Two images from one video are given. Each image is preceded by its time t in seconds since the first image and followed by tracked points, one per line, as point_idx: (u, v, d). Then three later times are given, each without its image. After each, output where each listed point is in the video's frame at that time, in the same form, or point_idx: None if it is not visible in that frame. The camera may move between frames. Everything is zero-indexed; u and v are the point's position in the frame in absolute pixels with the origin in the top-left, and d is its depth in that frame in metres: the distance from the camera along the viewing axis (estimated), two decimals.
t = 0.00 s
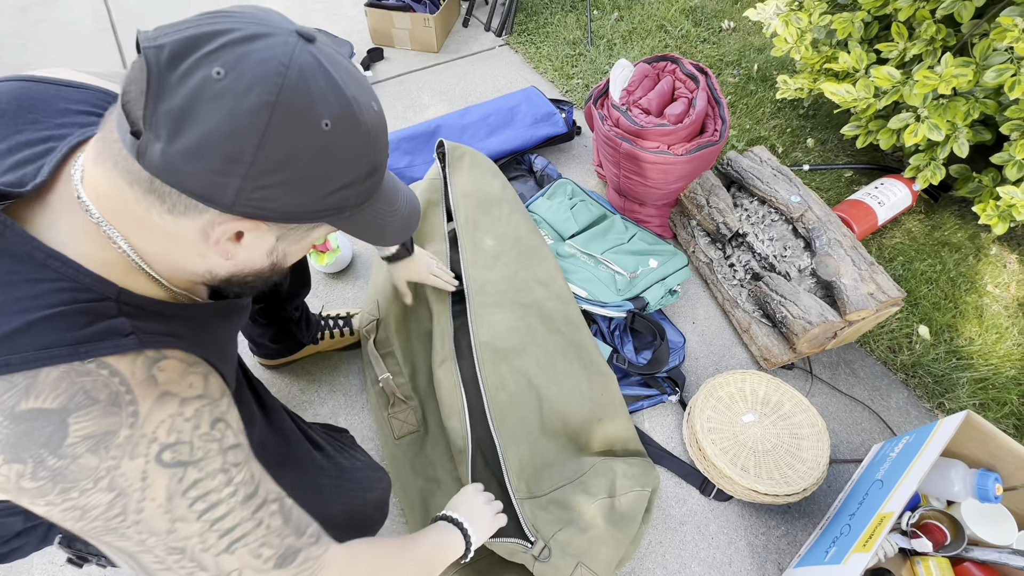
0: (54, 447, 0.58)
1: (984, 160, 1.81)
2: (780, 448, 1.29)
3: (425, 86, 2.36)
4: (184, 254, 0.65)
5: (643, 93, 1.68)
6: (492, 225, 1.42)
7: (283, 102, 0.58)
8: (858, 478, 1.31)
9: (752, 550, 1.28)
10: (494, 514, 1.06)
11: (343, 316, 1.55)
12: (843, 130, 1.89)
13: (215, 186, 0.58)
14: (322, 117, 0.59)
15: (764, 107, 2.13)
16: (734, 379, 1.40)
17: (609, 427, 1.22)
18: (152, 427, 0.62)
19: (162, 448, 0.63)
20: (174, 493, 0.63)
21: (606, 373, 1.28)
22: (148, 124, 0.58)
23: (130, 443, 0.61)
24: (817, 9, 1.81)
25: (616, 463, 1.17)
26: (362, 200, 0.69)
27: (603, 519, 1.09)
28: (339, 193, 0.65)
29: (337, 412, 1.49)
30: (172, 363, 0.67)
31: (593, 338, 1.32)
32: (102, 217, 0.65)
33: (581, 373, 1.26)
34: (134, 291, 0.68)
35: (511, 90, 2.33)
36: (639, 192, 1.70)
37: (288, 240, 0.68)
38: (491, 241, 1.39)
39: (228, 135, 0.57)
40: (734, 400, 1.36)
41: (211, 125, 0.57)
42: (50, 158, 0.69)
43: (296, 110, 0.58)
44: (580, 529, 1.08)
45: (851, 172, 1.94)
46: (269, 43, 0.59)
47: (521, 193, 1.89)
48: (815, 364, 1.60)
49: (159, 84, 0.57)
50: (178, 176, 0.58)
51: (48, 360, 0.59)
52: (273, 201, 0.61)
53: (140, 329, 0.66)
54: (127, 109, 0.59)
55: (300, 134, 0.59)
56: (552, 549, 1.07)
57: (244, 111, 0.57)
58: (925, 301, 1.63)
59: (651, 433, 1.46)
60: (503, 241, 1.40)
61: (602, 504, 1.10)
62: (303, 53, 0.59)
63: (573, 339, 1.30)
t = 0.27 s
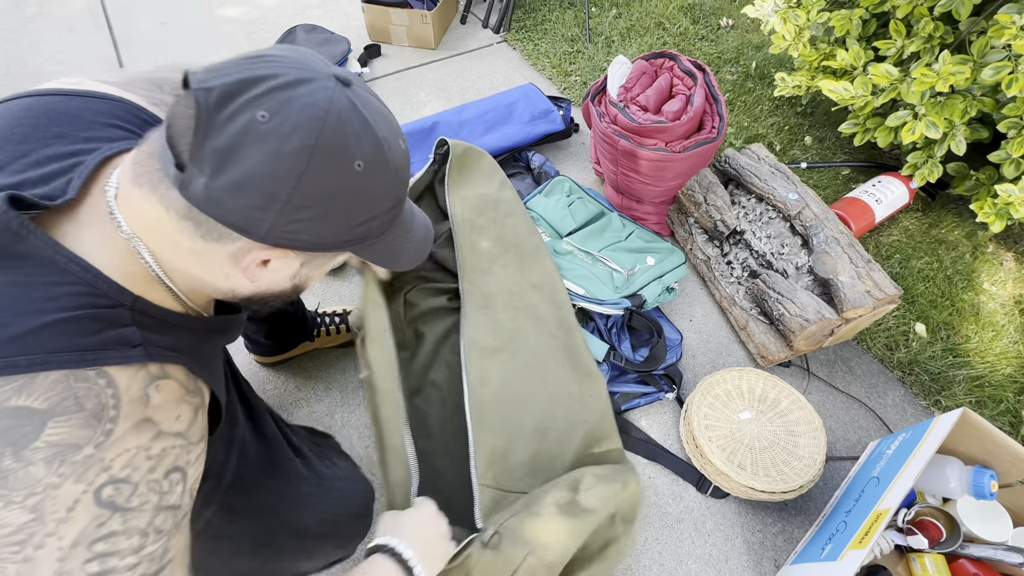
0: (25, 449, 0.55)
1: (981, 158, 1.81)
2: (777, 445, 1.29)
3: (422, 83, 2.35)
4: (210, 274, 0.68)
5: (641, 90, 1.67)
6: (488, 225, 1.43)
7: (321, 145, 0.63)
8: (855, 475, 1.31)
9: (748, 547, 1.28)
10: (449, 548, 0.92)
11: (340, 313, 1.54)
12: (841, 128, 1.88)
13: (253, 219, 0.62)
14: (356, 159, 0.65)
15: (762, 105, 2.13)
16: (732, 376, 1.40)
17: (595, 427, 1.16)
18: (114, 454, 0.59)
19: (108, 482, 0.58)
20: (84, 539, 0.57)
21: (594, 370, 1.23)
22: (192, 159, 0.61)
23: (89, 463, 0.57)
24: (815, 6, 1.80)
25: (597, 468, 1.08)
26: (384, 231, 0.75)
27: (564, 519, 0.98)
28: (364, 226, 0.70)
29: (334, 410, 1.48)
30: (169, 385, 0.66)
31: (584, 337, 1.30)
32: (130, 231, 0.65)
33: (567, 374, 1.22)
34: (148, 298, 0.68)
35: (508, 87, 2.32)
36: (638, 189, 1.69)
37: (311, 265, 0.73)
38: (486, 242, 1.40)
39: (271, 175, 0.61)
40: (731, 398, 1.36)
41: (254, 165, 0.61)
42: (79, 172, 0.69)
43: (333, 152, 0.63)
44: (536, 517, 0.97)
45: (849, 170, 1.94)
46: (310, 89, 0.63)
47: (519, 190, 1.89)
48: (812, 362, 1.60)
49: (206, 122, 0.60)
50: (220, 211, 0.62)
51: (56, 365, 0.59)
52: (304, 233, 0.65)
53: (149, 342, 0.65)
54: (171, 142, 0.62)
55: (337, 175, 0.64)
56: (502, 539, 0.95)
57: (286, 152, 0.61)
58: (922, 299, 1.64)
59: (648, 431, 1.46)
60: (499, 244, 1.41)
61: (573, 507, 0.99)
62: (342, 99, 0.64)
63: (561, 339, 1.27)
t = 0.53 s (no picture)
0: (73, 422, 0.62)
1: (982, 157, 1.81)
2: (777, 442, 1.29)
3: (423, 80, 2.34)
4: (261, 271, 0.74)
5: (642, 88, 1.67)
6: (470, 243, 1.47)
7: (384, 165, 0.69)
8: (854, 473, 1.31)
9: (747, 544, 1.29)
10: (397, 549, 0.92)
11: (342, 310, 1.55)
12: (841, 126, 1.88)
13: (313, 226, 0.68)
14: (410, 180, 0.72)
15: (762, 103, 2.12)
16: (732, 374, 1.40)
17: (564, 454, 1.19)
18: (150, 438, 0.66)
19: (138, 464, 0.65)
20: (98, 516, 0.62)
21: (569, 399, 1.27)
22: (268, 171, 0.66)
23: (130, 443, 0.64)
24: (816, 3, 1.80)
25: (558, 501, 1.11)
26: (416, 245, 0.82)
27: (520, 548, 0.99)
28: (403, 238, 0.76)
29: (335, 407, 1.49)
30: (209, 378, 0.75)
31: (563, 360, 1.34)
32: (187, 226, 0.71)
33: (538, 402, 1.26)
34: (196, 293, 0.75)
35: (509, 84, 2.32)
36: (638, 187, 1.69)
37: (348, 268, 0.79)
38: (467, 261, 1.45)
39: (337, 189, 0.67)
40: (731, 395, 1.37)
41: (324, 180, 0.67)
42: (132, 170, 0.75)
43: (392, 169, 0.70)
44: (495, 548, 0.98)
45: (849, 169, 1.94)
46: (375, 116, 0.70)
47: (519, 188, 1.89)
48: (812, 360, 1.60)
49: (285, 140, 0.66)
50: (285, 216, 0.67)
51: (117, 351, 0.66)
52: (355, 241, 0.71)
53: (196, 334, 0.74)
54: (243, 150, 0.67)
55: (392, 193, 0.71)
56: (452, 564, 0.96)
57: (355, 169, 0.68)
58: (921, 297, 1.64)
59: (648, 428, 1.46)
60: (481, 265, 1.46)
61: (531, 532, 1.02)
62: (401, 127, 0.71)
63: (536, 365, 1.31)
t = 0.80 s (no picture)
0: (96, 402, 0.61)
1: (984, 155, 1.81)
2: (778, 438, 1.30)
3: (425, 74, 2.34)
4: (281, 265, 0.77)
5: (645, 84, 1.67)
6: (468, 238, 1.46)
7: (411, 180, 0.75)
8: (854, 468, 1.32)
9: (748, 538, 1.29)
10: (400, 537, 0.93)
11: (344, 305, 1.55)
12: (844, 123, 1.88)
13: (341, 231, 0.73)
14: (431, 191, 0.78)
15: (765, 100, 2.12)
16: (734, 369, 1.41)
17: (565, 448, 1.19)
18: (170, 419, 0.66)
19: (158, 445, 0.65)
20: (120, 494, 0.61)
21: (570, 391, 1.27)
22: (303, 179, 0.70)
23: (150, 423, 0.64)
24: None
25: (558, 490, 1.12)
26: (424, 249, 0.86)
27: (520, 533, 1.01)
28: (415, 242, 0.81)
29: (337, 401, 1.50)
30: (224, 363, 0.75)
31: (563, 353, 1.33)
32: (212, 223, 0.75)
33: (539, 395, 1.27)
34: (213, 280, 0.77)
35: (511, 79, 2.32)
36: (640, 183, 1.69)
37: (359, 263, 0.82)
38: (466, 258, 1.45)
39: (367, 198, 0.72)
40: (733, 391, 1.37)
41: (356, 189, 0.71)
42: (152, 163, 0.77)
43: (419, 181, 0.75)
44: (493, 533, 0.99)
45: (851, 166, 1.94)
46: (405, 130, 0.75)
47: (522, 183, 1.89)
48: (813, 356, 1.61)
49: (322, 150, 0.70)
50: (314, 219, 0.71)
51: (138, 335, 0.65)
52: (375, 245, 0.76)
53: (214, 321, 0.75)
54: (277, 156, 0.70)
55: (415, 203, 0.76)
56: (451, 547, 0.97)
57: (386, 180, 0.72)
58: (922, 294, 1.64)
59: (650, 423, 1.46)
60: (479, 261, 1.45)
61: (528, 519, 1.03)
62: (426, 142, 0.76)
63: (537, 358, 1.31)
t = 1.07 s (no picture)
0: (65, 399, 0.60)
1: (983, 152, 1.81)
2: (776, 432, 1.30)
3: (425, 67, 2.32)
4: (271, 263, 0.77)
5: (646, 77, 1.66)
6: (467, 231, 1.45)
7: (412, 189, 0.76)
8: (852, 463, 1.32)
9: (745, 532, 1.30)
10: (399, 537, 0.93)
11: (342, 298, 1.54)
12: (845, 119, 1.88)
13: (340, 236, 0.74)
14: (429, 197, 0.80)
15: (766, 95, 2.11)
16: (732, 364, 1.41)
17: (564, 442, 1.20)
18: (143, 417, 0.65)
19: (129, 443, 0.64)
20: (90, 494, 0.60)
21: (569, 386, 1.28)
22: (300, 191, 0.69)
23: (121, 421, 0.63)
24: None
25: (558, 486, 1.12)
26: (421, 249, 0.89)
27: (519, 526, 1.01)
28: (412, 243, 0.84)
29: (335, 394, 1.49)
30: (204, 359, 0.74)
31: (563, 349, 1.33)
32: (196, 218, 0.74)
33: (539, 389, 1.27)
34: (197, 274, 0.77)
35: (511, 73, 2.30)
36: (640, 177, 1.69)
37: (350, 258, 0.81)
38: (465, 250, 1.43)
39: (367, 207, 0.73)
40: (731, 385, 1.37)
41: (357, 201, 0.72)
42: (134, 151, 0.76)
43: (417, 186, 0.77)
44: (494, 529, 0.99)
45: (851, 162, 1.94)
46: (406, 137, 0.75)
47: (521, 177, 1.88)
48: (811, 352, 1.61)
49: (323, 161, 0.69)
50: (306, 224, 0.71)
51: (112, 331, 0.65)
52: (373, 247, 0.79)
53: (194, 316, 0.74)
54: (270, 164, 0.69)
55: (414, 210, 0.78)
56: (452, 543, 0.96)
57: (385, 188, 0.73)
58: (920, 291, 1.65)
59: (648, 417, 1.47)
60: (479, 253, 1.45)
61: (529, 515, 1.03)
62: (426, 149, 0.77)
63: (537, 353, 1.31)
